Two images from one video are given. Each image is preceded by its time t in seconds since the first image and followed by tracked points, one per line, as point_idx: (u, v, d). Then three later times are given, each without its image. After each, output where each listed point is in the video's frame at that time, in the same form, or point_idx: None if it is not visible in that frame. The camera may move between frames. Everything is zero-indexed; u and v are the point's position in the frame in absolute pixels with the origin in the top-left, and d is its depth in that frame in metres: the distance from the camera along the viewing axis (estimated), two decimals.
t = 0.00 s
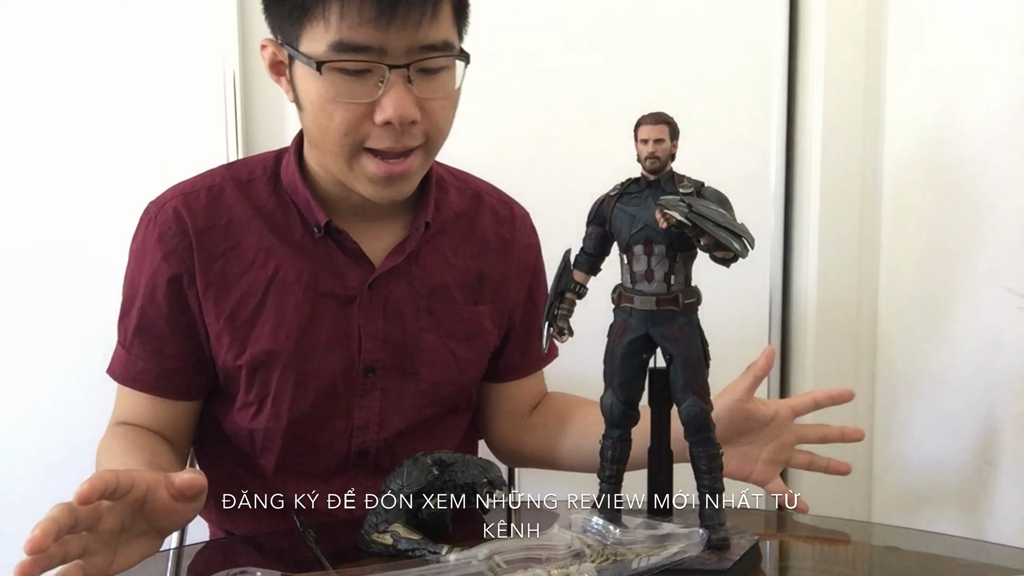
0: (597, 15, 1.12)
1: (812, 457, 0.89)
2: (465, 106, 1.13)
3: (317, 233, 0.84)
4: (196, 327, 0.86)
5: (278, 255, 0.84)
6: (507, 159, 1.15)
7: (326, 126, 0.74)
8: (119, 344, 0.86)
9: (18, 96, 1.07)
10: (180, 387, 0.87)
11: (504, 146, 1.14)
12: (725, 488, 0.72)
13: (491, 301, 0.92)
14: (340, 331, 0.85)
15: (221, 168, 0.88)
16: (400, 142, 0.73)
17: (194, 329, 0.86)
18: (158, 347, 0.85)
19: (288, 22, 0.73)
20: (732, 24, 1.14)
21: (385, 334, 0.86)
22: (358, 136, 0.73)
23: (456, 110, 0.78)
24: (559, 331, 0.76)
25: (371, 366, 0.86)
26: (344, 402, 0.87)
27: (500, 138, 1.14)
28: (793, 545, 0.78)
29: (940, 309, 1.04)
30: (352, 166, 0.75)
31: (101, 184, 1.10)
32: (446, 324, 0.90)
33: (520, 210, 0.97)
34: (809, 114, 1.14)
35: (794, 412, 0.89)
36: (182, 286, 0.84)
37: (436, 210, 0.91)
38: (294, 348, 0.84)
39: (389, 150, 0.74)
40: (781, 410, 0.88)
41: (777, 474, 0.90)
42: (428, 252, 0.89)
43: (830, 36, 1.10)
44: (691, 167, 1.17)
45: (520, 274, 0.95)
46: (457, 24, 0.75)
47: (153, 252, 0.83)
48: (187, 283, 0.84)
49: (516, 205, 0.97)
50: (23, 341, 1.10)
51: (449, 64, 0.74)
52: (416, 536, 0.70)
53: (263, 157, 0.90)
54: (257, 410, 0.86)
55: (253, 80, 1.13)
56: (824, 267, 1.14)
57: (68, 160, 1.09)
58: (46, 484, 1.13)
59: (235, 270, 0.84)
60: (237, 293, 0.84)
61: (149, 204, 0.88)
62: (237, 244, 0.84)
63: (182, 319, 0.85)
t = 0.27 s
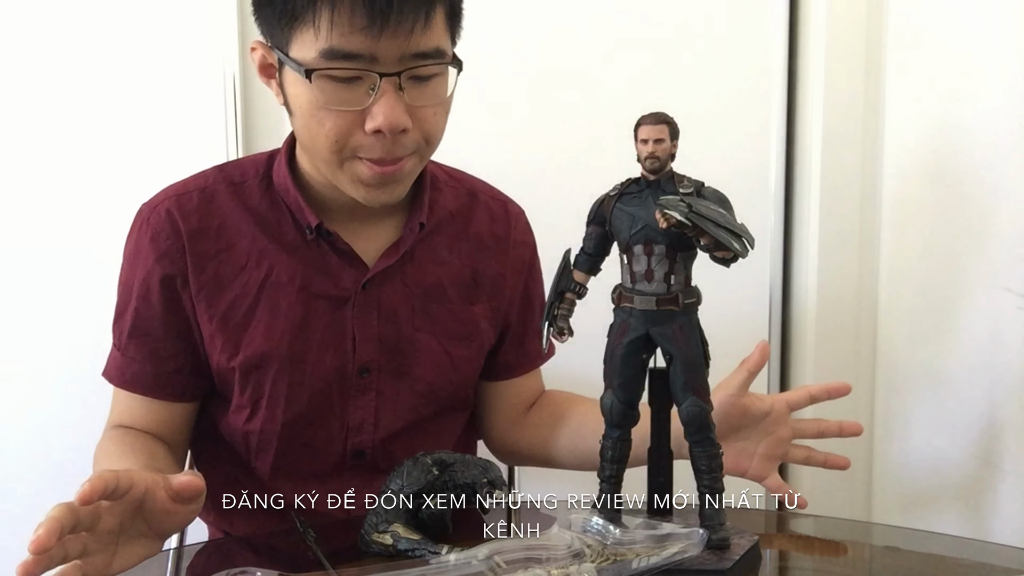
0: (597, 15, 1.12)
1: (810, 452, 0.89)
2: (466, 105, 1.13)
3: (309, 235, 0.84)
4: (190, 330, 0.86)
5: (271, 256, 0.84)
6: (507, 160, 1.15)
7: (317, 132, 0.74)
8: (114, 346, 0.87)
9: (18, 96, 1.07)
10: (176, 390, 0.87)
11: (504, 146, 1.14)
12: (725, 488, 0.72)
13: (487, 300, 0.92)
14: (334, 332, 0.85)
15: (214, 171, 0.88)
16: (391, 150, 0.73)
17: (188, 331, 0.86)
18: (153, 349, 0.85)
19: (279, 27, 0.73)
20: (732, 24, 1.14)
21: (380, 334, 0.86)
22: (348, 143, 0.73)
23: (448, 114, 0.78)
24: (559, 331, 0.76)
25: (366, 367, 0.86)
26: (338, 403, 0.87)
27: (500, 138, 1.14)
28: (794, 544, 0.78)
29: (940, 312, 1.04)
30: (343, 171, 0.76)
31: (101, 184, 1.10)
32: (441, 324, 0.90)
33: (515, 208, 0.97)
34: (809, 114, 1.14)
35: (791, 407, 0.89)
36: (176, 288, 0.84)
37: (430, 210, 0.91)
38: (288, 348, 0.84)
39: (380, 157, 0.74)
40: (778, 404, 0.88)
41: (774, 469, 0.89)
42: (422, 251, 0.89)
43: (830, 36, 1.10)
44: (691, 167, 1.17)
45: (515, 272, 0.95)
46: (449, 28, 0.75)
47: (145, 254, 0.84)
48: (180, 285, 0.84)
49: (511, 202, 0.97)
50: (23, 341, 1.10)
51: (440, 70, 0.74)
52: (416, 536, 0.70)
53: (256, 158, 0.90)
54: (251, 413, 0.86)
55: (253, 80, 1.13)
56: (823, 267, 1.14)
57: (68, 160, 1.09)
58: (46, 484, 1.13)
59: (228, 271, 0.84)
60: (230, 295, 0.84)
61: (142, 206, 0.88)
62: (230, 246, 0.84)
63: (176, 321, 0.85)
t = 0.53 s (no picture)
0: (597, 15, 1.12)
1: (811, 448, 0.89)
2: (466, 105, 1.13)
3: (305, 233, 0.84)
4: (186, 328, 0.86)
5: (267, 255, 0.84)
6: (507, 160, 1.15)
7: (312, 133, 0.74)
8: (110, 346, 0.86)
9: (18, 96, 1.07)
10: (173, 389, 0.87)
11: (504, 146, 1.14)
12: (725, 488, 0.72)
13: (485, 297, 0.93)
14: (331, 330, 0.85)
15: (211, 170, 0.88)
16: (386, 151, 0.73)
17: (185, 330, 0.86)
18: (149, 348, 0.85)
19: (275, 27, 0.73)
20: (732, 24, 1.14)
21: (377, 333, 0.86)
22: (344, 143, 0.73)
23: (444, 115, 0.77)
24: (559, 331, 0.76)
25: (364, 365, 0.86)
26: (336, 402, 0.87)
27: (500, 138, 1.14)
28: (794, 545, 0.78)
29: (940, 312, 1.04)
30: (339, 172, 0.75)
31: (102, 184, 1.10)
32: (439, 323, 0.90)
33: (513, 205, 0.97)
34: (808, 114, 1.14)
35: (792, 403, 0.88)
36: (172, 287, 0.84)
37: (427, 208, 0.91)
38: (284, 347, 0.84)
39: (375, 158, 0.74)
40: (778, 401, 0.88)
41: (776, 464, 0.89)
42: (420, 249, 0.89)
43: (830, 37, 1.10)
44: (691, 167, 1.17)
45: (513, 270, 0.95)
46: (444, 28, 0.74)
47: (141, 253, 0.83)
48: (176, 284, 0.84)
49: (509, 200, 0.97)
50: (24, 340, 1.10)
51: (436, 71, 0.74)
52: (416, 536, 0.70)
53: (252, 157, 0.90)
54: (248, 413, 0.86)
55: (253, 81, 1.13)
56: (823, 267, 1.14)
57: (68, 160, 1.09)
58: (47, 484, 1.13)
59: (225, 270, 0.84)
60: (226, 294, 0.84)
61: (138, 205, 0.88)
62: (226, 245, 0.84)
63: (172, 320, 0.85)
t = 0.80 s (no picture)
0: (597, 15, 1.12)
1: (810, 458, 0.88)
2: (466, 105, 1.13)
3: (306, 232, 0.84)
4: (185, 327, 0.86)
5: (266, 254, 0.84)
6: (507, 160, 1.15)
7: (322, 132, 0.74)
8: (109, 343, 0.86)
9: (18, 96, 1.07)
10: (172, 387, 0.87)
11: (504, 146, 1.14)
12: (725, 488, 0.72)
13: (485, 297, 0.93)
14: (329, 330, 0.85)
15: (212, 169, 0.88)
16: (397, 147, 0.73)
17: (184, 328, 0.86)
18: (148, 346, 0.85)
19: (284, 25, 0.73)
20: (732, 24, 1.14)
21: (376, 333, 0.86)
22: (354, 140, 0.73)
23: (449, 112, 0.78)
24: (559, 331, 0.76)
25: (363, 365, 0.86)
26: (334, 402, 0.87)
27: (500, 138, 1.14)
28: (794, 545, 0.78)
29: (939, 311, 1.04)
30: (349, 170, 0.75)
31: (102, 184, 1.10)
32: (438, 323, 0.90)
33: (513, 206, 0.97)
34: (808, 115, 1.14)
35: (789, 410, 0.88)
36: (171, 285, 0.84)
37: (427, 208, 0.91)
38: (283, 346, 0.85)
39: (384, 156, 0.74)
40: (775, 405, 0.88)
41: (774, 471, 0.89)
42: (420, 249, 0.89)
43: (830, 37, 1.10)
44: (691, 167, 1.17)
45: (513, 270, 0.95)
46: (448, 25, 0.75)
47: (141, 251, 0.84)
48: (176, 282, 0.84)
49: (510, 201, 0.97)
50: (24, 341, 1.10)
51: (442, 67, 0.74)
52: (416, 536, 0.70)
53: (253, 157, 0.91)
54: (246, 413, 0.86)
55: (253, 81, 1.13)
56: (823, 267, 1.14)
57: (68, 160, 1.09)
58: (48, 484, 1.13)
59: (224, 269, 0.84)
60: (226, 293, 0.84)
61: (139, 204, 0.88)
62: (226, 244, 0.84)
63: (172, 318, 0.85)
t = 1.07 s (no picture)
0: (597, 15, 1.12)
1: (810, 472, 0.88)
2: (465, 105, 1.13)
3: (316, 229, 0.84)
4: (191, 320, 0.86)
5: (275, 250, 0.84)
6: (506, 160, 1.15)
7: (312, 120, 0.74)
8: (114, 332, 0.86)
9: (18, 95, 1.07)
10: (175, 380, 0.86)
11: (504, 146, 1.14)
12: (725, 488, 0.72)
13: (490, 303, 0.93)
14: (334, 328, 0.85)
15: (224, 163, 0.89)
16: (381, 136, 0.73)
17: (190, 322, 0.86)
18: (154, 337, 0.85)
19: (276, 15, 0.74)
20: (731, 23, 1.14)
21: (381, 333, 0.86)
22: (339, 128, 0.73)
23: (447, 107, 0.77)
24: (558, 331, 0.76)
25: (367, 365, 0.86)
26: (336, 400, 0.87)
27: (500, 138, 1.14)
28: (794, 545, 0.78)
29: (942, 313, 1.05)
30: (338, 160, 0.75)
31: (103, 185, 1.10)
32: (444, 325, 0.90)
33: (522, 213, 0.98)
34: (808, 115, 1.14)
35: (790, 425, 0.88)
36: (179, 277, 0.84)
37: (436, 210, 0.91)
38: (288, 343, 0.85)
39: (372, 144, 0.74)
40: (772, 416, 0.88)
41: (773, 481, 0.89)
42: (428, 251, 0.90)
43: (830, 37, 1.10)
44: (691, 167, 1.17)
45: (521, 276, 0.95)
46: (444, 18, 0.75)
47: (151, 241, 0.83)
48: (184, 274, 0.84)
49: (518, 207, 0.97)
50: (23, 340, 1.10)
51: (435, 58, 0.74)
52: (416, 536, 0.70)
53: (266, 153, 0.91)
54: (248, 410, 0.86)
55: (253, 81, 1.13)
56: (824, 266, 1.14)
57: (69, 160, 1.09)
58: (48, 484, 1.13)
59: (232, 264, 0.84)
60: (232, 287, 0.84)
61: (150, 195, 0.88)
62: (236, 238, 0.84)
63: (177, 311, 0.85)
